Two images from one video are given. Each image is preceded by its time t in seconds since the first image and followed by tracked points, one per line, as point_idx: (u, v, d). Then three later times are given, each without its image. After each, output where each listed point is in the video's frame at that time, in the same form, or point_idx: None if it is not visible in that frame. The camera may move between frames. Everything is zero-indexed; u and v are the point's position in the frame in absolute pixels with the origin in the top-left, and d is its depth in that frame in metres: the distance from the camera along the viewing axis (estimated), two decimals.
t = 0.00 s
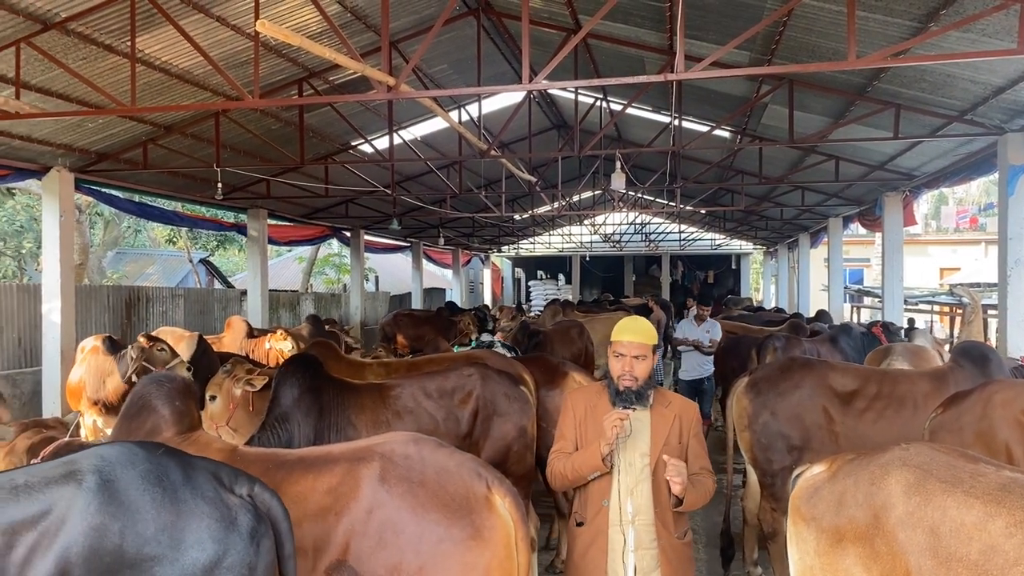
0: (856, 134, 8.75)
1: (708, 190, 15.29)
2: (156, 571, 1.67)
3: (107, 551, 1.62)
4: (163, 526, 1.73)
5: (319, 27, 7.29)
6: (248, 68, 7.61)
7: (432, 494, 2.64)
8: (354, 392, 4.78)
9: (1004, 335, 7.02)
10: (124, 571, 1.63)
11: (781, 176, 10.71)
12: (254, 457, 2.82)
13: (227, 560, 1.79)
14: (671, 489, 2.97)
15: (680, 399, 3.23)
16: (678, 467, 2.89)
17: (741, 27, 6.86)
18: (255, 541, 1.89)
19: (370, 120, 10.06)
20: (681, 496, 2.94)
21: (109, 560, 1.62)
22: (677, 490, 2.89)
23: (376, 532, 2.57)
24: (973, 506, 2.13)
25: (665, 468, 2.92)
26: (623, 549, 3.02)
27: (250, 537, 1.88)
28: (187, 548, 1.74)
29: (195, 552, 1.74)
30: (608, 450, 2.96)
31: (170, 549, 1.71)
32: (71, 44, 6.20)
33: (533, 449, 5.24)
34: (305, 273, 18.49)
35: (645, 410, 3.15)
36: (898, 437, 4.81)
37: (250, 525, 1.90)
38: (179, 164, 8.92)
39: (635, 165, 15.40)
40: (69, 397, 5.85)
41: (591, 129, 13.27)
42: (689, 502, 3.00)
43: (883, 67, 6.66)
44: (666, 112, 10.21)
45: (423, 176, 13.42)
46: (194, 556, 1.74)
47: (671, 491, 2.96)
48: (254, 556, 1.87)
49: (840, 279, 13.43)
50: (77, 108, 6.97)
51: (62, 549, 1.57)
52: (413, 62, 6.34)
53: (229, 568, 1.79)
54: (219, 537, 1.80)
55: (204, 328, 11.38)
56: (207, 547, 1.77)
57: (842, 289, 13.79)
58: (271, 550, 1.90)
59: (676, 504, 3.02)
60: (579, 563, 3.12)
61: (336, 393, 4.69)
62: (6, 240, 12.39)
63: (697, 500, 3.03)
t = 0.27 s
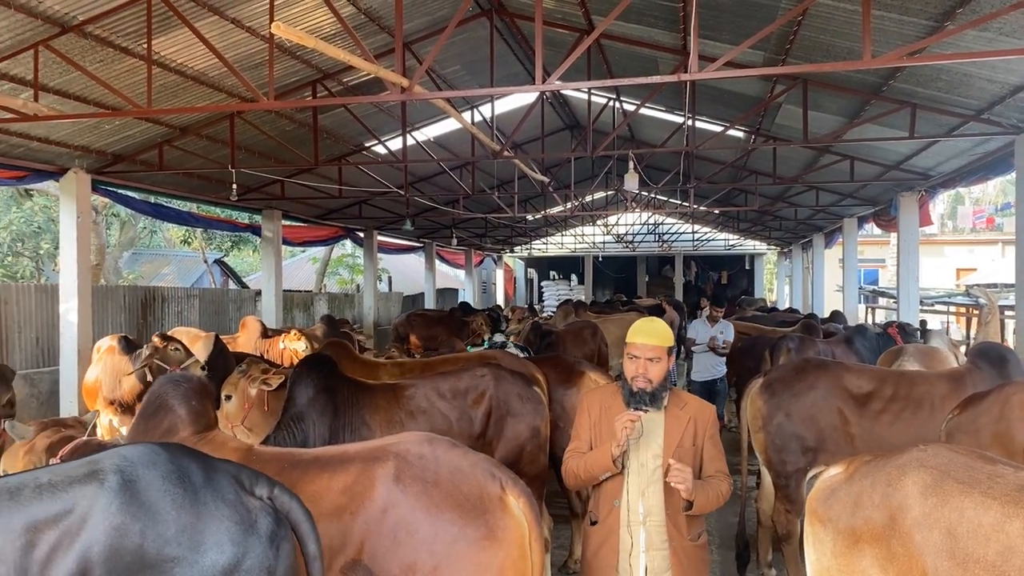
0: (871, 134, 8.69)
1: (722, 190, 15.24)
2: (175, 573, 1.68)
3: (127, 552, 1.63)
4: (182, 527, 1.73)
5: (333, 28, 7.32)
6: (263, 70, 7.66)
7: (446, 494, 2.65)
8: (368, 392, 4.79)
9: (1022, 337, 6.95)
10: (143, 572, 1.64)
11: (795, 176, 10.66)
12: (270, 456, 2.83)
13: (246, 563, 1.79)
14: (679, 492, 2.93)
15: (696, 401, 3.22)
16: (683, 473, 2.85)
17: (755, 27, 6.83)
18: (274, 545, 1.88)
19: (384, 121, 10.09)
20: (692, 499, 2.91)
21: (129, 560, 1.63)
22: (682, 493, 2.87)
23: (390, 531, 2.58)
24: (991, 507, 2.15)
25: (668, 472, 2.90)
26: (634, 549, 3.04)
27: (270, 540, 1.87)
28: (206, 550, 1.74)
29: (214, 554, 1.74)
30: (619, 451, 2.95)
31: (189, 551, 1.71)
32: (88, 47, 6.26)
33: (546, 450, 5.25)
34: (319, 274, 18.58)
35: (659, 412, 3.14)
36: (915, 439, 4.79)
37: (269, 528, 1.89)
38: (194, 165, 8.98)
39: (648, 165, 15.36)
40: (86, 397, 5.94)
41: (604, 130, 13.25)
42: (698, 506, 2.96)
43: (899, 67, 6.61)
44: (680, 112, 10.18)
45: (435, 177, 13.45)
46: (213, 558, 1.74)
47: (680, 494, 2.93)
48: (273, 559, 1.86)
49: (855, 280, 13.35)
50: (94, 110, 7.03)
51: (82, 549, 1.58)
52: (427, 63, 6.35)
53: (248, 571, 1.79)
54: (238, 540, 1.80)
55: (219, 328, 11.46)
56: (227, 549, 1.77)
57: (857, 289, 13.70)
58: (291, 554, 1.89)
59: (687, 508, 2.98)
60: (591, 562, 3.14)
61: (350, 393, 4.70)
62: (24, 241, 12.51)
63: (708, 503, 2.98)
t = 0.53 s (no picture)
0: (887, 134, 8.62)
1: (736, 191, 15.17)
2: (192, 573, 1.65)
3: (144, 552, 1.61)
4: (200, 528, 1.70)
5: (347, 30, 7.36)
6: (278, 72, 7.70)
7: (460, 494, 2.66)
8: (382, 392, 4.81)
9: None
10: (160, 572, 1.62)
11: (810, 177, 10.60)
12: (285, 456, 2.83)
13: (262, 564, 1.76)
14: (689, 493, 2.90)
15: (713, 403, 3.20)
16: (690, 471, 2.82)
17: (770, 27, 6.80)
18: (290, 546, 1.85)
19: (398, 123, 10.13)
20: (705, 501, 2.89)
21: (146, 560, 1.61)
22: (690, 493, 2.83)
23: (404, 532, 2.57)
24: (1010, 510, 2.19)
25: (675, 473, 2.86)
26: (644, 549, 3.02)
27: (287, 541, 1.85)
28: (223, 551, 1.72)
29: (230, 555, 1.71)
30: (630, 452, 2.95)
31: (206, 551, 1.68)
32: (105, 49, 6.31)
33: (559, 451, 5.24)
34: (333, 275, 18.65)
35: (673, 413, 3.14)
36: (934, 442, 4.80)
37: (286, 529, 1.87)
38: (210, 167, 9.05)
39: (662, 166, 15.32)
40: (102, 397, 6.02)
41: (617, 130, 13.23)
42: (710, 508, 2.92)
43: (915, 66, 6.55)
44: (693, 112, 10.14)
45: (448, 178, 13.47)
46: (229, 559, 1.72)
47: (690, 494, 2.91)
48: (289, 560, 1.84)
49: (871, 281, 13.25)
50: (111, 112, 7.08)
51: (100, 548, 1.57)
52: (440, 65, 6.35)
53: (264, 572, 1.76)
54: (255, 540, 1.77)
55: (234, 329, 11.52)
56: (243, 550, 1.74)
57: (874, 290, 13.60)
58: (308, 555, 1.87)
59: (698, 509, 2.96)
60: (605, 561, 3.15)
61: (364, 394, 4.72)
62: (42, 242, 12.53)
63: (720, 504, 2.94)
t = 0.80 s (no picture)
0: (903, 134, 8.56)
1: (750, 191, 15.10)
2: (206, 573, 1.66)
3: (158, 552, 1.61)
4: (213, 527, 1.71)
5: (361, 32, 7.39)
6: (292, 73, 7.74)
7: (472, 494, 2.66)
8: (394, 393, 4.82)
9: None
10: (174, 571, 1.62)
11: (825, 177, 10.53)
12: (298, 456, 2.84)
13: (276, 564, 1.76)
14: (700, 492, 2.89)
15: (728, 404, 3.17)
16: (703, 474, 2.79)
17: (784, 26, 6.76)
18: (303, 546, 1.86)
19: (412, 124, 10.15)
20: (717, 501, 2.87)
21: (160, 559, 1.61)
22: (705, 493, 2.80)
23: (416, 532, 2.57)
24: None
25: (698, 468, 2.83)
26: (654, 549, 3.04)
27: (300, 541, 1.85)
28: (236, 550, 1.72)
29: (244, 555, 1.71)
30: (641, 451, 2.93)
31: (219, 551, 1.69)
32: (122, 52, 6.37)
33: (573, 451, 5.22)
34: (347, 276, 18.72)
35: (685, 413, 3.13)
36: (951, 443, 4.74)
37: (299, 528, 1.87)
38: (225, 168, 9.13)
39: (675, 166, 15.29)
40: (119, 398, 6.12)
41: (630, 131, 13.21)
42: (721, 508, 2.90)
43: (931, 65, 6.49)
44: (707, 112, 10.10)
45: (461, 179, 13.49)
46: (243, 559, 1.72)
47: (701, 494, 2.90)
48: (302, 560, 1.84)
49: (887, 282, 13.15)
50: (127, 114, 7.15)
51: (114, 548, 1.57)
52: (453, 66, 6.35)
53: (277, 572, 1.76)
54: (268, 540, 1.77)
55: (249, 329, 11.59)
56: (257, 550, 1.74)
57: (889, 291, 13.49)
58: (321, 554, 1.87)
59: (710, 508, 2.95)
60: (618, 562, 3.17)
61: (376, 394, 4.72)
62: (60, 243, 12.56)
63: (735, 506, 2.92)
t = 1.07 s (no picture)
0: (918, 133, 8.49)
1: (763, 192, 15.03)
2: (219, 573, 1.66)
3: (171, 551, 1.61)
4: (226, 527, 1.71)
5: (373, 33, 7.41)
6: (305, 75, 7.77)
7: (485, 495, 2.65)
8: (407, 393, 4.83)
9: None
10: (188, 571, 1.62)
11: (839, 177, 10.46)
12: (312, 456, 2.84)
13: (288, 563, 1.77)
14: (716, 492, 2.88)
15: (743, 405, 3.14)
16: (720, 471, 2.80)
17: (798, 26, 6.73)
18: (316, 544, 1.86)
19: (424, 126, 10.17)
20: (733, 500, 2.84)
21: (174, 559, 1.61)
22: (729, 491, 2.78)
23: (429, 532, 2.57)
24: None
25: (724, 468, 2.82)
26: (664, 549, 3.07)
27: (312, 540, 1.86)
28: (249, 550, 1.72)
29: (256, 555, 1.72)
30: (653, 452, 2.91)
31: (233, 551, 1.69)
32: (137, 54, 6.41)
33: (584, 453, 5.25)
34: (360, 276, 18.78)
35: (696, 414, 3.14)
36: (966, 446, 4.69)
37: (312, 528, 1.87)
38: (239, 169, 9.20)
39: (688, 167, 15.24)
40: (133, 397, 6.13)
41: (643, 131, 13.18)
42: (735, 508, 2.93)
43: (947, 64, 6.43)
44: (720, 112, 10.07)
45: (474, 180, 13.51)
46: (255, 558, 1.72)
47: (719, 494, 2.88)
48: (314, 559, 1.85)
49: (902, 282, 13.05)
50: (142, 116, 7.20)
51: (128, 549, 1.57)
52: (466, 67, 6.35)
53: (290, 571, 1.77)
54: (281, 540, 1.78)
55: (262, 330, 11.65)
56: (269, 549, 1.75)
57: (905, 293, 13.38)
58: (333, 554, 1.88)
59: (724, 509, 2.94)
60: (630, 561, 3.18)
61: (389, 394, 4.73)
62: (76, 244, 12.65)
63: (749, 507, 2.93)
